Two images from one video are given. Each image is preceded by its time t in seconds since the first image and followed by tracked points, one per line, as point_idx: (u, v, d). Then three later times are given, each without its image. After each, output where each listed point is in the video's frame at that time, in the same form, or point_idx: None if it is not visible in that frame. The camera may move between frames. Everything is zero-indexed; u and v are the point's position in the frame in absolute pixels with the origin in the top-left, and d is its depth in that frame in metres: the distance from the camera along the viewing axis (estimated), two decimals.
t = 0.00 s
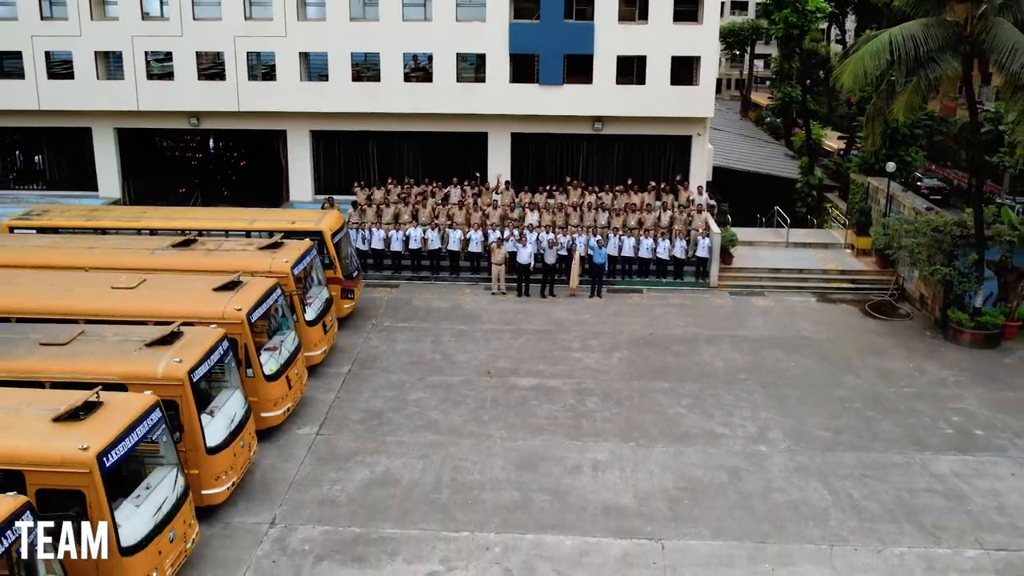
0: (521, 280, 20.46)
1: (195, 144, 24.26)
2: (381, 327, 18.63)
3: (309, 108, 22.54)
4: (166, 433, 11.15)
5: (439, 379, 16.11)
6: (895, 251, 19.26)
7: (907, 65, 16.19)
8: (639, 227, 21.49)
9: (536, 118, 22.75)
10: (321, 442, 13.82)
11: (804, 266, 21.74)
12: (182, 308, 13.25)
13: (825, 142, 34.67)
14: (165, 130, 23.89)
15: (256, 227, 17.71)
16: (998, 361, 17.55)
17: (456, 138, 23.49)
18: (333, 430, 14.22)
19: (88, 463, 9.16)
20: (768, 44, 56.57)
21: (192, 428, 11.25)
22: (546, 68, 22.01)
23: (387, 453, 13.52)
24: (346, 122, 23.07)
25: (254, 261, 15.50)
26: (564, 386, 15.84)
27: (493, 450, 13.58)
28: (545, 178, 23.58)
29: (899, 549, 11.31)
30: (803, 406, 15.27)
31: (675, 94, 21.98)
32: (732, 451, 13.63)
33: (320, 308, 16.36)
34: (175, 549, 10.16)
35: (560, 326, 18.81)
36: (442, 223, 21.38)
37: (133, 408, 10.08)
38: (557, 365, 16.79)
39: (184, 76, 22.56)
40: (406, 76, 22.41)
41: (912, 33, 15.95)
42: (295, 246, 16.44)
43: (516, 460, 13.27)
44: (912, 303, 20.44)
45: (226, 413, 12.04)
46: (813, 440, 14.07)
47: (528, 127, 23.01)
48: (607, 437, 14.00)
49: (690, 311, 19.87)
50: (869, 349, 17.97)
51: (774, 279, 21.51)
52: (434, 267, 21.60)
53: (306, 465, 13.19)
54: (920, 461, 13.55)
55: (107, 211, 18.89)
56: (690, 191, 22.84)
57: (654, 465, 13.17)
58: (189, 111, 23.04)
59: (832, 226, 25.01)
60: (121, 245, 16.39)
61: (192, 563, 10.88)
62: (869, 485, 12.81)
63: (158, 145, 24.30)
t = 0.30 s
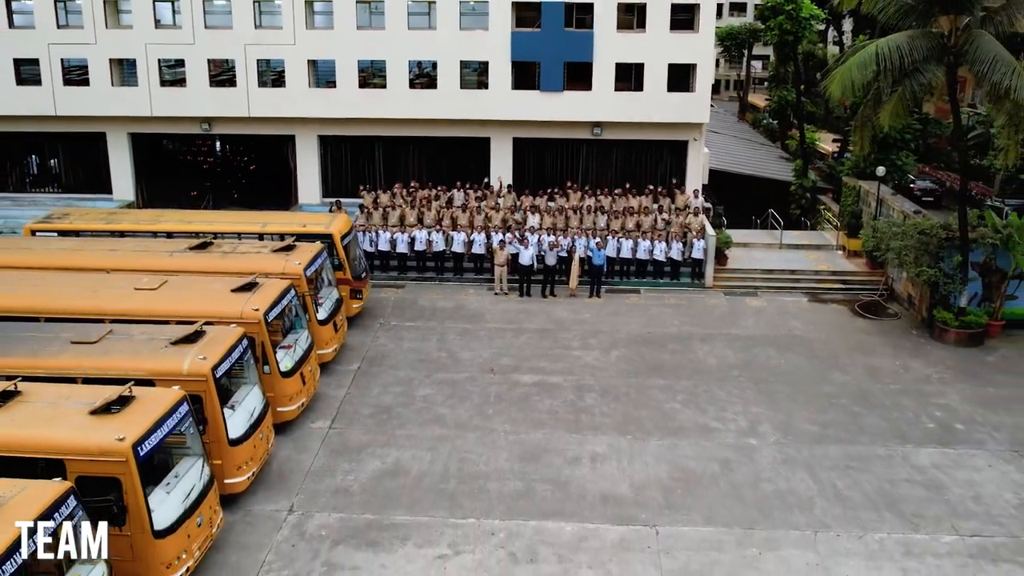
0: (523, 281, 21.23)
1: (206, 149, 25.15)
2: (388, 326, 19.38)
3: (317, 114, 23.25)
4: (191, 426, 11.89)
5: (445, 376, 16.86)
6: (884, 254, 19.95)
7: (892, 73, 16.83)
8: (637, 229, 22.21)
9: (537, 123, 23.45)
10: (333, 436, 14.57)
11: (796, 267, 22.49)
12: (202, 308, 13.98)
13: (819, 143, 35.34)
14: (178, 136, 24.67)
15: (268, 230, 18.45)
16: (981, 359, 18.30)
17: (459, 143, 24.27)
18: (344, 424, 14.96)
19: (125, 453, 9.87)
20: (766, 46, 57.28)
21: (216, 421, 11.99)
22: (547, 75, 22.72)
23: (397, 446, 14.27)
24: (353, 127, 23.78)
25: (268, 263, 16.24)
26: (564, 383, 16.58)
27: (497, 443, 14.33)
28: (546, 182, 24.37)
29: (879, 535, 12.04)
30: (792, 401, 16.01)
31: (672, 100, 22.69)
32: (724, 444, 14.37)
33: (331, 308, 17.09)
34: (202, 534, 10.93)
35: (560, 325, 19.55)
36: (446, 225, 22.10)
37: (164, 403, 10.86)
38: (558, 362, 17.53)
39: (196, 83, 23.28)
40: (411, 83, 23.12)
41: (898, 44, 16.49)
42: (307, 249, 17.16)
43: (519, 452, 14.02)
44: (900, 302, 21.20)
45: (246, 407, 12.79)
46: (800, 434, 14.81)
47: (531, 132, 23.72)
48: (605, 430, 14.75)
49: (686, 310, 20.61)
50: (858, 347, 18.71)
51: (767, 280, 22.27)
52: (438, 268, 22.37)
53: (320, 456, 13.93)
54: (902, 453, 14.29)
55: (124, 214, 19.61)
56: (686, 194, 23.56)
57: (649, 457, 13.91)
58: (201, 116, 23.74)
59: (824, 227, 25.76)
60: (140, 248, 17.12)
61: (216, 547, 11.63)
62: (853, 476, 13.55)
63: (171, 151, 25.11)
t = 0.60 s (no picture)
0: (524, 280, 21.95)
1: (217, 154, 25.86)
2: (396, 324, 20.15)
3: (325, 119, 23.96)
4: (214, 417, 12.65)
5: (451, 372, 17.64)
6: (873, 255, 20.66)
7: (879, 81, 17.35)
8: (635, 230, 22.97)
9: (537, 127, 24.19)
10: (346, 428, 15.36)
11: (789, 268, 23.26)
12: (222, 307, 14.74)
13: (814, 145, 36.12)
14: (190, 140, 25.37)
15: (280, 232, 19.20)
16: (965, 356, 19.06)
17: (463, 147, 25.04)
18: (356, 417, 15.75)
19: (156, 441, 10.61)
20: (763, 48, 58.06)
21: (237, 413, 12.75)
22: (548, 80, 23.43)
23: (406, 437, 15.06)
24: (360, 132, 24.52)
25: (282, 263, 17.00)
26: (565, 378, 17.36)
27: (501, 434, 15.12)
28: (546, 185, 25.14)
29: (861, 520, 12.82)
30: (782, 396, 16.79)
31: (668, 105, 23.43)
32: (716, 436, 15.15)
33: (341, 306, 17.86)
34: (226, 517, 11.71)
35: (561, 324, 20.33)
36: (450, 227, 22.87)
37: (190, 395, 11.63)
38: (558, 359, 18.31)
39: (208, 88, 23.95)
40: (416, 88, 23.84)
41: (885, 52, 16.90)
42: (318, 250, 17.92)
43: (522, 443, 14.81)
44: (889, 301, 21.95)
45: (264, 400, 13.57)
46: (789, 426, 15.60)
47: (532, 136, 24.49)
48: (603, 423, 15.53)
49: (682, 309, 21.39)
50: (846, 345, 19.49)
51: (761, 279, 23.04)
52: (442, 268, 23.12)
53: (333, 447, 14.72)
54: (885, 444, 15.07)
55: (141, 217, 20.35)
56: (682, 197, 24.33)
57: (645, 448, 14.69)
58: (212, 121, 24.45)
59: (817, 228, 26.46)
60: (159, 250, 17.85)
61: (239, 531, 12.42)
62: (838, 465, 14.33)
63: (183, 154, 25.77)
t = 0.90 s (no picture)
0: (526, 279, 22.78)
1: (228, 156, 26.58)
2: (402, 320, 20.94)
3: (332, 121, 24.59)
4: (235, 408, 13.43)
5: (456, 366, 18.44)
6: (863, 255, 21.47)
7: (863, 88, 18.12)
8: (632, 230, 23.70)
9: (538, 130, 24.91)
10: (356, 419, 16.16)
11: (782, 267, 24.02)
12: (239, 304, 15.52)
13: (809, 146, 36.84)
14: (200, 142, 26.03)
15: (291, 232, 19.96)
16: (950, 351, 19.83)
17: (465, 150, 25.73)
18: (366, 409, 16.54)
19: (184, 428, 11.38)
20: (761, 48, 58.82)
21: (256, 403, 13.52)
22: (549, 85, 24.10)
23: (414, 428, 15.86)
24: (366, 134, 25.23)
25: (294, 262, 17.77)
26: (565, 372, 18.15)
27: (504, 425, 15.91)
28: (547, 186, 25.90)
29: (844, 504, 13.60)
30: (772, 389, 17.58)
31: (664, 110, 24.19)
32: (708, 426, 15.94)
33: (351, 304, 18.65)
34: (247, 501, 12.52)
35: (561, 320, 21.12)
36: (454, 226, 23.61)
37: (214, 386, 12.43)
38: (559, 354, 19.10)
39: (219, 92, 24.52)
40: (421, 92, 24.48)
41: (869, 62, 17.67)
42: (328, 250, 18.67)
43: (524, 433, 15.60)
44: (878, 298, 22.71)
45: (281, 391, 14.37)
46: (778, 417, 16.38)
47: (533, 139, 25.24)
48: (601, 414, 16.32)
49: (678, 306, 22.16)
50: (836, 340, 20.26)
51: (754, 277, 23.83)
52: (447, 267, 23.89)
53: (345, 437, 15.52)
54: (869, 434, 15.85)
55: (156, 217, 21.09)
56: (679, 198, 25.09)
57: (641, 438, 15.48)
58: (223, 124, 25.01)
59: (810, 228, 27.21)
60: (176, 249, 18.60)
61: (258, 514, 13.23)
62: (824, 454, 15.12)
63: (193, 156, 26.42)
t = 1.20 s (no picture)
0: (528, 276, 23.53)
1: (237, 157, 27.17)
2: (408, 316, 21.73)
3: (339, 123, 25.26)
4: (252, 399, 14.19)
5: (460, 360, 19.24)
6: (854, 254, 22.23)
7: (851, 94, 18.73)
8: (630, 228, 24.43)
9: (539, 132, 25.58)
10: (365, 410, 16.96)
11: (775, 265, 24.76)
12: (254, 301, 16.26)
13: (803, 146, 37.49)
14: (211, 144, 26.66)
15: (301, 231, 20.71)
16: (936, 346, 20.60)
17: (468, 151, 26.46)
18: (375, 401, 17.34)
19: (207, 416, 12.11)
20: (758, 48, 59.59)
21: (271, 394, 14.25)
22: (549, 88, 24.79)
23: (421, 418, 16.67)
24: (372, 135, 25.90)
25: (305, 261, 18.51)
26: (564, 366, 18.96)
27: (506, 416, 16.71)
28: (548, 186, 26.64)
29: (828, 490, 14.37)
30: (763, 382, 18.38)
31: (662, 112, 24.84)
32: (701, 417, 16.73)
33: (359, 300, 19.41)
34: (265, 485, 13.29)
35: (561, 316, 21.91)
36: (457, 226, 24.35)
37: (234, 377, 13.18)
38: (559, 349, 19.90)
39: (229, 95, 25.12)
40: (426, 95, 25.15)
41: (857, 68, 18.26)
42: (338, 248, 19.41)
43: (525, 424, 16.40)
44: (868, 295, 23.45)
45: (296, 383, 15.13)
46: (768, 408, 17.17)
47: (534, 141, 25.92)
48: (599, 406, 17.11)
49: (674, 303, 22.95)
50: (826, 335, 21.04)
51: (749, 275, 24.57)
52: (450, 265, 24.64)
53: (355, 427, 16.31)
54: (855, 424, 16.63)
55: (170, 216, 21.82)
56: (675, 197, 25.81)
57: (637, 427, 16.27)
58: (232, 126, 25.67)
59: (804, 228, 27.97)
60: (191, 247, 19.34)
61: (275, 499, 14.02)
62: (811, 443, 15.90)
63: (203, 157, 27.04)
